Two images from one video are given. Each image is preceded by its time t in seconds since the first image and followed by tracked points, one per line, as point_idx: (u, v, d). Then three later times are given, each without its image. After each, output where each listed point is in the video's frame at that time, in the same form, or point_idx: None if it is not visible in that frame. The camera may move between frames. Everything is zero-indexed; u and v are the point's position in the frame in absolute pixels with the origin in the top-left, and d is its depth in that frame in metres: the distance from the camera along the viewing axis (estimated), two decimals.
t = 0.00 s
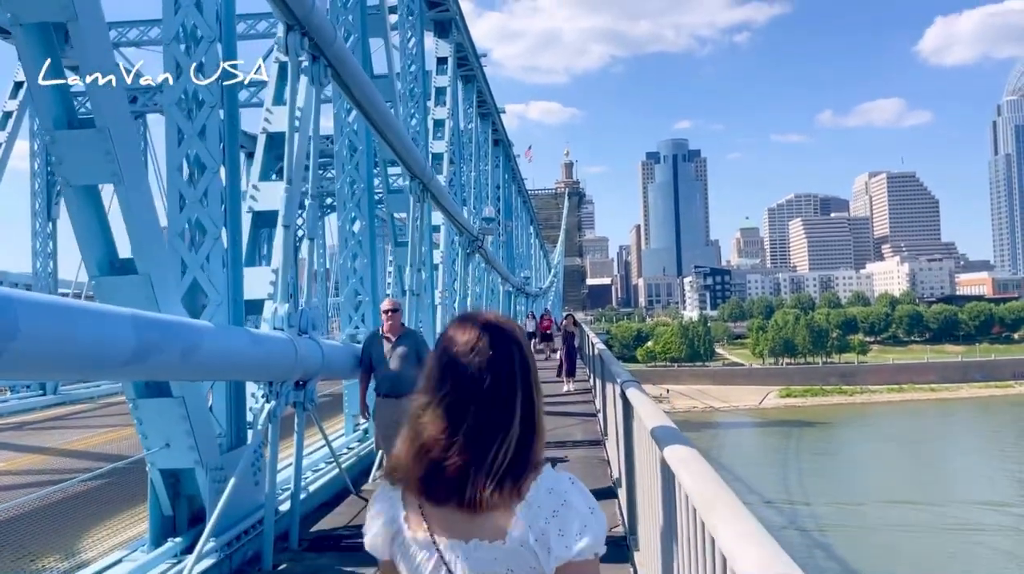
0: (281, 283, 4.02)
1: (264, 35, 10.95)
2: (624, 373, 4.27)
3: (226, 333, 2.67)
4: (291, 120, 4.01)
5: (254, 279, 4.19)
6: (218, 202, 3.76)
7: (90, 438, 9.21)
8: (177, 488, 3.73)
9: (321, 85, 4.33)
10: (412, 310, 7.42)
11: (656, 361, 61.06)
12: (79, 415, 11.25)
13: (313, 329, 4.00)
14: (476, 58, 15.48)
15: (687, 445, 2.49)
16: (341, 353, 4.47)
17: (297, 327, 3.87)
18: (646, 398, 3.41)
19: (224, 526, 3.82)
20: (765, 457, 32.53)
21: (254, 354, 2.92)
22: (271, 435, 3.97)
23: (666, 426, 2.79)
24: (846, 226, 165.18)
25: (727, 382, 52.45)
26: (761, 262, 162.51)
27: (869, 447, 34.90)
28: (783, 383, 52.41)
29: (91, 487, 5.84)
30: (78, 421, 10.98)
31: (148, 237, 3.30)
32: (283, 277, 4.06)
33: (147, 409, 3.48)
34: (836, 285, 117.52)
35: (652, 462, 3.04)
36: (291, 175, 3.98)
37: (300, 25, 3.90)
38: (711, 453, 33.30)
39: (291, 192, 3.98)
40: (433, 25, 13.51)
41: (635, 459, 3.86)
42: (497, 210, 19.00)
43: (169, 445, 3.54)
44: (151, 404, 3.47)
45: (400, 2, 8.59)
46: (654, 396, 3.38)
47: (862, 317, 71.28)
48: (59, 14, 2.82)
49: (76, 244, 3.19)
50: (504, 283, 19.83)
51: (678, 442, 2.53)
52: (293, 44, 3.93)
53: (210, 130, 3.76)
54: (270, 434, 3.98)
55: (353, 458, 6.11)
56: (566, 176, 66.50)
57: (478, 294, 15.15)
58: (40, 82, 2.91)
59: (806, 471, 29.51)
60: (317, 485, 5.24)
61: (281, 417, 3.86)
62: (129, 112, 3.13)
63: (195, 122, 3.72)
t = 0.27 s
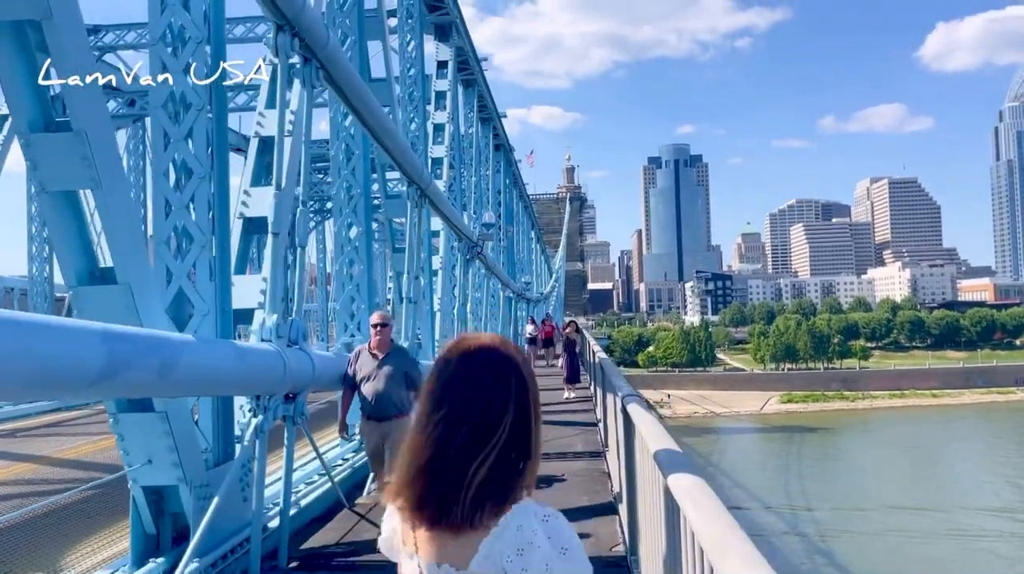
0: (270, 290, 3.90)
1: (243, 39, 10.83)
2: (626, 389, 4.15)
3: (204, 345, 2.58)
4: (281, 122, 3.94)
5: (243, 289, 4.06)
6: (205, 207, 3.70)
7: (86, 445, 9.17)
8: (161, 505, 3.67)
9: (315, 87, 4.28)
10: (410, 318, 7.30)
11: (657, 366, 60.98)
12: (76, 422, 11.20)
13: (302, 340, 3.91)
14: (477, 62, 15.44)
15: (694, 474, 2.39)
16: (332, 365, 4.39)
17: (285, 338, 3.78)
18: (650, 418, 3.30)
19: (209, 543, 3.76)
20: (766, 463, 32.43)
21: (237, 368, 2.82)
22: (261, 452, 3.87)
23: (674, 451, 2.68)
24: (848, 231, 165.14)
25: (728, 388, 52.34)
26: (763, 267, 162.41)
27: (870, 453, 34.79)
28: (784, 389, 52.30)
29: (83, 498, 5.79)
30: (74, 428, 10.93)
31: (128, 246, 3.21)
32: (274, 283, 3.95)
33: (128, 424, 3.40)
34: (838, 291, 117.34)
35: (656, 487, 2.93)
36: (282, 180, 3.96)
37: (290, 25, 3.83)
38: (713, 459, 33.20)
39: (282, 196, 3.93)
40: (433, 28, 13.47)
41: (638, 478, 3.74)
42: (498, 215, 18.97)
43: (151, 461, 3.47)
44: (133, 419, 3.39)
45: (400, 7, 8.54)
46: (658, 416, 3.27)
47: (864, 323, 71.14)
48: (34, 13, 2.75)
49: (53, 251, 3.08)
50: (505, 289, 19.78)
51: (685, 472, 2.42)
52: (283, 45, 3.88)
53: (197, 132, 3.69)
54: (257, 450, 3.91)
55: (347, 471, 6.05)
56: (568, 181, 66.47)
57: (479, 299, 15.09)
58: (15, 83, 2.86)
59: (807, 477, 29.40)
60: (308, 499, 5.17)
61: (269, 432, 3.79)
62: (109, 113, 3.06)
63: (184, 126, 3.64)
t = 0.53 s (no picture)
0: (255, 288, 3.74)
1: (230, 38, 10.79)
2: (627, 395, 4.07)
3: (174, 350, 2.49)
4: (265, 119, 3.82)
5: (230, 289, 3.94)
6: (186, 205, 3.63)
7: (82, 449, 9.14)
8: (140, 515, 3.60)
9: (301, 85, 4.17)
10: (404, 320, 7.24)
11: (660, 368, 60.93)
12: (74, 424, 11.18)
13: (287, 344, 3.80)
14: (478, 61, 15.40)
15: (693, 490, 2.30)
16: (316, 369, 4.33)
17: (270, 341, 3.68)
18: (651, 427, 3.22)
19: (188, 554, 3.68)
20: (769, 465, 32.33)
21: (210, 374, 2.73)
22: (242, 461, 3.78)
23: (677, 462, 2.60)
24: (852, 232, 164.96)
25: (731, 389, 52.25)
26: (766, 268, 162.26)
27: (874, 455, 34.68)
28: (788, 391, 52.19)
29: (71, 505, 5.75)
30: (72, 429, 10.91)
31: (99, 242, 3.13)
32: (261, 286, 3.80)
33: (103, 430, 3.36)
34: (842, 292, 117.18)
35: (655, 500, 2.87)
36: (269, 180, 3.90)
37: (275, 14, 3.68)
38: (715, 461, 33.11)
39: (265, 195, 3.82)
40: (433, 27, 13.42)
41: (637, 488, 3.67)
42: (499, 216, 18.92)
43: (127, 469, 3.42)
44: (107, 426, 3.35)
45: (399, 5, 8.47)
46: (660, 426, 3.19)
47: (868, 324, 71.00)
48: None
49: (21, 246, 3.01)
50: (507, 291, 19.73)
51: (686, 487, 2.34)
52: (268, 34, 3.69)
53: (178, 124, 3.63)
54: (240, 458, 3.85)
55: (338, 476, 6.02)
56: (571, 182, 66.45)
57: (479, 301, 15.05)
58: None
59: (810, 479, 29.31)
60: (297, 507, 5.12)
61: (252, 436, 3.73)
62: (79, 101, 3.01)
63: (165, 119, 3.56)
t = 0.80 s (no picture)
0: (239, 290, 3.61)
1: (221, 38, 10.75)
2: (630, 405, 3.98)
3: (147, 359, 2.36)
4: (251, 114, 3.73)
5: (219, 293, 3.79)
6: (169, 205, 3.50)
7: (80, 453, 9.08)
8: (118, 530, 3.44)
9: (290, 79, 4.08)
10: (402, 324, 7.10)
11: (665, 371, 60.79)
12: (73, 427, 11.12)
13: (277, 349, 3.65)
14: (482, 63, 15.37)
15: (696, 514, 2.18)
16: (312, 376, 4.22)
17: (256, 347, 3.52)
18: (653, 441, 3.12)
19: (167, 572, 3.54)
20: (773, 470, 32.18)
21: (189, 384, 2.57)
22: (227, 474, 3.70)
23: (677, 480, 2.50)
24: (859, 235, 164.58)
25: (736, 393, 52.08)
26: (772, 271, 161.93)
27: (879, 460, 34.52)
28: (793, 394, 52.01)
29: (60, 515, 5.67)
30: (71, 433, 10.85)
31: (74, 243, 2.97)
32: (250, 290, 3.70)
33: (77, 441, 3.24)
34: (848, 295, 116.89)
35: (656, 519, 2.77)
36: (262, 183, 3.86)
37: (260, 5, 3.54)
38: (720, 464, 32.96)
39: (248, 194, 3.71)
40: (435, 27, 13.36)
41: (638, 502, 3.58)
42: (503, 219, 18.87)
43: (103, 482, 3.31)
44: (83, 437, 3.24)
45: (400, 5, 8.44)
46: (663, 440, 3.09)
47: (874, 328, 70.78)
48: None
49: None
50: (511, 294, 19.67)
51: (689, 508, 2.24)
52: (253, 27, 3.55)
53: (160, 123, 3.49)
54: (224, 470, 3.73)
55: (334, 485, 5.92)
56: (577, 185, 66.38)
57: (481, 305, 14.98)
58: None
59: (816, 484, 29.15)
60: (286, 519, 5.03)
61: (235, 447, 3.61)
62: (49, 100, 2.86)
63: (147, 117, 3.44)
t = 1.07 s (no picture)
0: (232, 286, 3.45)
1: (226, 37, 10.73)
2: (640, 412, 3.90)
3: (131, 359, 2.18)
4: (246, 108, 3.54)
5: (216, 294, 3.58)
6: (162, 201, 3.36)
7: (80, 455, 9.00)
8: (108, 538, 3.17)
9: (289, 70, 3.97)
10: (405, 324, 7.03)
11: (671, 374, 60.65)
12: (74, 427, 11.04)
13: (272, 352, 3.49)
14: (488, 62, 15.34)
15: (716, 533, 2.08)
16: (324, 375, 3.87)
17: (251, 349, 3.32)
18: (668, 450, 3.03)
19: None
20: (780, 473, 32.00)
21: (176, 387, 2.39)
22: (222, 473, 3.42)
23: (693, 495, 2.40)
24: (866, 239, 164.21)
25: (742, 397, 51.93)
26: (779, 274, 161.63)
27: (887, 463, 34.35)
28: (799, 398, 51.85)
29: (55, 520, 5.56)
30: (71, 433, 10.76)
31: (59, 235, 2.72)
32: (247, 287, 3.58)
33: (62, 446, 2.96)
34: (855, 299, 116.70)
35: (671, 531, 2.68)
36: (260, 181, 3.78)
37: None
38: (726, 467, 32.80)
39: (240, 188, 3.61)
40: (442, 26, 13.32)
41: (651, 513, 3.50)
42: (508, 220, 18.81)
43: (89, 490, 3.03)
44: (66, 442, 2.96)
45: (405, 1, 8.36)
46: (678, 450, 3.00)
47: (881, 332, 70.62)
48: None
49: None
50: (516, 296, 19.62)
51: (707, 524, 2.15)
52: (249, 14, 3.39)
53: (154, 114, 3.33)
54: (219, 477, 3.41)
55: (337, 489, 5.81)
56: (583, 187, 66.43)
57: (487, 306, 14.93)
58: None
59: (823, 487, 29.03)
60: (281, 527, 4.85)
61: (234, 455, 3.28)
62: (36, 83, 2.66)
63: (139, 110, 3.28)
